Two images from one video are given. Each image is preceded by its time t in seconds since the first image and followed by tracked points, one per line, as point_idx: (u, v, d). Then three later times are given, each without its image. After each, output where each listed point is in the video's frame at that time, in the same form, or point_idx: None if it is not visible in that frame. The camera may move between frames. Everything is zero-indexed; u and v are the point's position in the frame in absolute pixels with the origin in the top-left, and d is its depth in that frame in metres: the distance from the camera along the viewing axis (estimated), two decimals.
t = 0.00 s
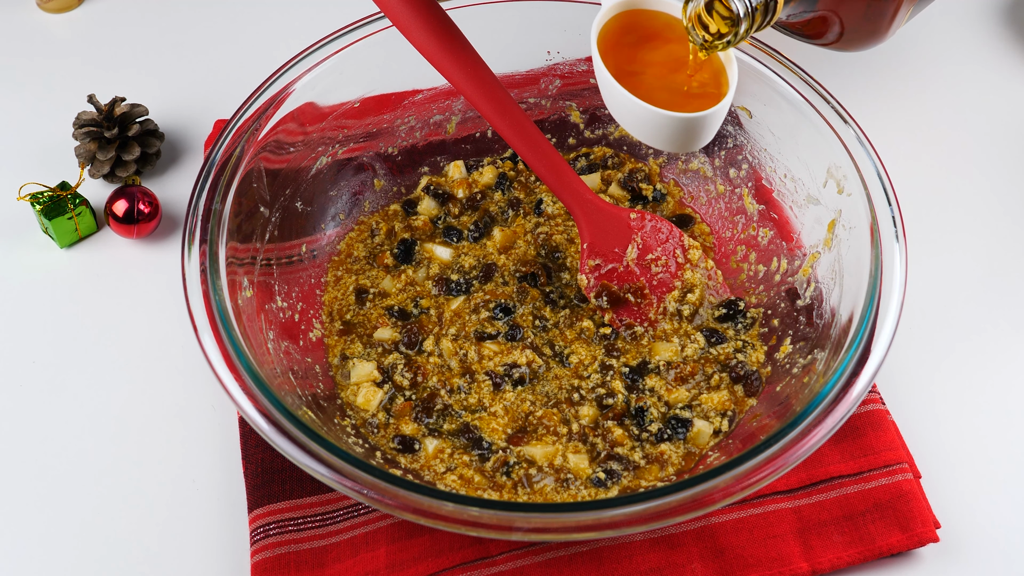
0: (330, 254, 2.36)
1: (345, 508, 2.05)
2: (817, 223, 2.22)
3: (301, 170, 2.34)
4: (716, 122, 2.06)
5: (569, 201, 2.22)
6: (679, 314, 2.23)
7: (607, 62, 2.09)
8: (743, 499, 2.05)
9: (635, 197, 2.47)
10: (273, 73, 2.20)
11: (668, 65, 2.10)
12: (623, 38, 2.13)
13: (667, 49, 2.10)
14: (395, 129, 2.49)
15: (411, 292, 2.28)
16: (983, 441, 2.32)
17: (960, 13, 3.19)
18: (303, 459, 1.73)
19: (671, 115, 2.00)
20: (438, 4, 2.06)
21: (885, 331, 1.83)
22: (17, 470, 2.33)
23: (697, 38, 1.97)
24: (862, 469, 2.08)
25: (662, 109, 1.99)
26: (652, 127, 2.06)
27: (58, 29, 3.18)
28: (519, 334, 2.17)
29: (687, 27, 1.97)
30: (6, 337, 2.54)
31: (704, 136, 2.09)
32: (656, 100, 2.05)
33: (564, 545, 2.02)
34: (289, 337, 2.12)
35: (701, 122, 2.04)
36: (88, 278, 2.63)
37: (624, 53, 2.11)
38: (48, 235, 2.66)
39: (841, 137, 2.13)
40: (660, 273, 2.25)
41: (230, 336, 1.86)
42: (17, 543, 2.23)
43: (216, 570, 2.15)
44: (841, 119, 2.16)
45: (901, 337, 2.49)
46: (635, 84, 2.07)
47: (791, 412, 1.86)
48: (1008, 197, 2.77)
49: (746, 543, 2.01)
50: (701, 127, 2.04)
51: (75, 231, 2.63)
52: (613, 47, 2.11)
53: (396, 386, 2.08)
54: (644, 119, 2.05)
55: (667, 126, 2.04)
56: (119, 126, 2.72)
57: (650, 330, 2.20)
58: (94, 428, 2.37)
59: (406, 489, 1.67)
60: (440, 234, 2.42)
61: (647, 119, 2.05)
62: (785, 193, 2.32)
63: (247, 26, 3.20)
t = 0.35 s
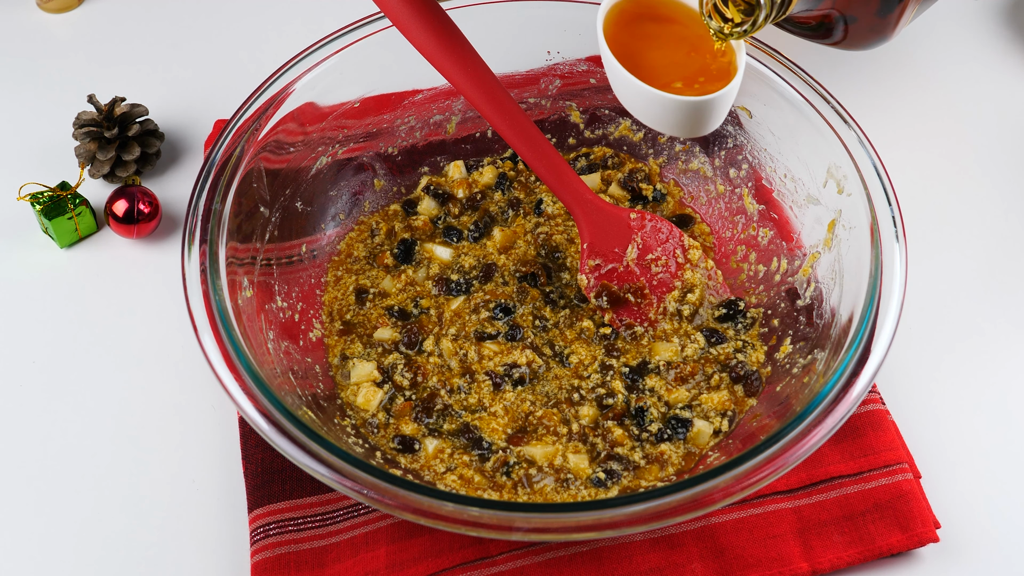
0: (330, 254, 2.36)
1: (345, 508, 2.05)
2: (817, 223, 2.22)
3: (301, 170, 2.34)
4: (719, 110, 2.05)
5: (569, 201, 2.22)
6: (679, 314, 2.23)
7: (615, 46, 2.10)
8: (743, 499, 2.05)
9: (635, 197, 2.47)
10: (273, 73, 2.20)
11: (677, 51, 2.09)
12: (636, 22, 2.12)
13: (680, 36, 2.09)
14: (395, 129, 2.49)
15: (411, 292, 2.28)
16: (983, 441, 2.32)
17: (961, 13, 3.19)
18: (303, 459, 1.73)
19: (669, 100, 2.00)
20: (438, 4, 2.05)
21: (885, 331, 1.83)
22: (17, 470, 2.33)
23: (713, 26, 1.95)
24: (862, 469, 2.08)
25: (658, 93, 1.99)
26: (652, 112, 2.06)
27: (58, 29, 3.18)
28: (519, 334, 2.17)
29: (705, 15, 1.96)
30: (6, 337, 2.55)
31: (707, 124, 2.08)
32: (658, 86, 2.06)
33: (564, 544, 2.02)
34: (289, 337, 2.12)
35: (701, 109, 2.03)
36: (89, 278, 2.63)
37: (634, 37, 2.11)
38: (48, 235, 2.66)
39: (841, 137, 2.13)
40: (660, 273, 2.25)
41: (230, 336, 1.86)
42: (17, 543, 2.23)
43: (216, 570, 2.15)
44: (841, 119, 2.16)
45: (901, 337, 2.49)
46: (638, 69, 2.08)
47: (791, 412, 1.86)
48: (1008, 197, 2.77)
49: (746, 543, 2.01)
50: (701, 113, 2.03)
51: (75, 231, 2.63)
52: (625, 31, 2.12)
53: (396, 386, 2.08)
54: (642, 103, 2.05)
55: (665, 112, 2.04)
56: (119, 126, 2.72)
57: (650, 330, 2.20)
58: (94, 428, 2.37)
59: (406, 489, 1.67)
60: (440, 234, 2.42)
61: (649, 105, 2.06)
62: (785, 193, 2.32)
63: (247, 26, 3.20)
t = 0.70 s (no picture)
0: (330, 254, 2.36)
1: (345, 508, 2.05)
2: (817, 223, 2.22)
3: (301, 170, 2.34)
4: (711, 105, 1.78)
5: (569, 201, 2.22)
6: (679, 314, 2.23)
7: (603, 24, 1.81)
8: (743, 499, 2.05)
9: (635, 197, 2.47)
10: (273, 73, 2.20)
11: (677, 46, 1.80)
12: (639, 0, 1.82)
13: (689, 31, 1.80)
14: (395, 129, 2.50)
15: (411, 292, 2.28)
16: (984, 442, 2.32)
17: (960, 13, 3.19)
18: (303, 459, 1.73)
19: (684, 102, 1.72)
20: (437, 3, 2.05)
21: (885, 331, 1.83)
22: (17, 470, 2.33)
23: None
24: (862, 469, 2.08)
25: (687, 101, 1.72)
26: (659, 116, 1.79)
27: (58, 29, 3.18)
28: (519, 334, 2.17)
29: None
30: (6, 337, 2.54)
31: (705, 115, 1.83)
32: (642, 81, 1.78)
33: (564, 544, 2.02)
34: (289, 337, 2.12)
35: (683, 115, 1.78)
36: (89, 278, 2.63)
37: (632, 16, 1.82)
38: (48, 235, 2.66)
39: (841, 137, 2.13)
40: (660, 274, 2.25)
41: (230, 336, 1.86)
42: (16, 543, 2.23)
43: (216, 570, 2.15)
44: (841, 119, 2.15)
45: (902, 337, 2.48)
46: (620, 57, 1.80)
47: (791, 412, 1.86)
48: (1009, 197, 2.77)
49: (746, 543, 2.01)
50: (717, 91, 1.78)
51: (75, 231, 2.64)
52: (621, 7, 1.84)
53: (396, 386, 2.08)
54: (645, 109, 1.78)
55: (647, 108, 1.77)
56: (119, 126, 2.72)
57: (650, 330, 2.20)
58: (94, 429, 2.37)
59: (406, 489, 1.67)
60: (440, 234, 2.42)
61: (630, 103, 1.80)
62: (785, 193, 2.32)
63: (247, 26, 3.20)
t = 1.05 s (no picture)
0: (330, 254, 2.36)
1: (345, 508, 2.05)
2: (817, 223, 2.21)
3: (301, 170, 2.34)
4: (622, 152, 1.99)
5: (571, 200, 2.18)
6: (679, 314, 2.23)
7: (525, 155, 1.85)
8: (743, 499, 2.05)
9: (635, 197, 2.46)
10: (273, 73, 2.20)
11: (594, 174, 1.93)
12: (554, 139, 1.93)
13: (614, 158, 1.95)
14: (395, 129, 2.50)
15: (411, 292, 2.28)
16: (984, 442, 2.32)
17: (959, 15, 3.20)
18: (303, 459, 1.73)
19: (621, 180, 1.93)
20: (438, 4, 2.05)
21: (885, 331, 1.83)
22: (17, 470, 2.33)
23: None
24: (862, 469, 2.08)
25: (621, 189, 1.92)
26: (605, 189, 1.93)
27: (58, 30, 3.18)
28: (519, 334, 2.17)
29: None
30: (5, 337, 2.54)
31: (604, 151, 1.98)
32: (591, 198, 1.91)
33: (564, 545, 2.02)
34: (289, 337, 2.12)
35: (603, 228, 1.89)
36: (89, 277, 2.63)
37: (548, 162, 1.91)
38: (48, 235, 2.66)
39: (841, 136, 2.13)
40: (660, 273, 2.28)
41: (230, 336, 1.86)
42: (16, 543, 2.23)
43: (216, 570, 2.15)
44: (841, 119, 2.15)
45: (902, 337, 2.48)
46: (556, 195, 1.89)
47: (791, 412, 1.86)
48: (1009, 197, 2.76)
49: (746, 543, 2.01)
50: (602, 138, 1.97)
51: (75, 231, 2.64)
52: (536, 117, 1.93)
53: (396, 386, 2.08)
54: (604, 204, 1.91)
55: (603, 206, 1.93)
56: (119, 126, 2.72)
57: (650, 330, 2.20)
58: (94, 429, 2.37)
59: (406, 489, 1.67)
60: (440, 234, 2.42)
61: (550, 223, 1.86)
62: (785, 193, 2.32)
63: (247, 27, 3.20)
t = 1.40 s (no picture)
0: (330, 254, 2.36)
1: (345, 508, 2.05)
2: (817, 223, 2.21)
3: (301, 170, 2.34)
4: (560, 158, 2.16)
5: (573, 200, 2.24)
6: (678, 315, 2.22)
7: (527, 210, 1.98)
8: (743, 499, 2.05)
9: (635, 197, 2.48)
10: (273, 73, 2.20)
11: (555, 194, 2.12)
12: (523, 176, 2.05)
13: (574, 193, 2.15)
14: (395, 129, 2.50)
15: (411, 292, 2.28)
16: (984, 442, 2.32)
17: (958, 17, 3.20)
18: (303, 459, 1.73)
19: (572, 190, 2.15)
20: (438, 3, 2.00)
21: (885, 331, 1.83)
22: (16, 470, 2.33)
23: None
24: (862, 469, 2.08)
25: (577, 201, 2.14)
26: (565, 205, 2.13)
27: (58, 29, 3.18)
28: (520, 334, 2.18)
29: None
30: (5, 336, 2.54)
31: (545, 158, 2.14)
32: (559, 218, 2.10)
33: (564, 545, 2.02)
34: (289, 337, 2.12)
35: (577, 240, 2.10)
36: (89, 277, 2.63)
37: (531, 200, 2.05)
38: (48, 235, 2.67)
39: (841, 136, 2.13)
40: (660, 274, 2.27)
41: (230, 336, 1.86)
42: (16, 543, 2.23)
43: (216, 570, 2.15)
44: (841, 119, 2.15)
45: (901, 337, 2.48)
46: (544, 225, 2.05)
47: (791, 412, 1.86)
48: (1010, 197, 2.76)
49: (746, 543, 2.01)
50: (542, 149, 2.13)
51: (75, 231, 2.64)
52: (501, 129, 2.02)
53: (396, 386, 2.08)
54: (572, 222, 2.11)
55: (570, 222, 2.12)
56: (119, 126, 2.72)
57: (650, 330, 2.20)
58: (94, 429, 2.37)
59: (406, 489, 1.67)
60: (440, 234, 2.42)
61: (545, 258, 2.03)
62: (785, 193, 2.32)
63: (248, 27, 3.21)
